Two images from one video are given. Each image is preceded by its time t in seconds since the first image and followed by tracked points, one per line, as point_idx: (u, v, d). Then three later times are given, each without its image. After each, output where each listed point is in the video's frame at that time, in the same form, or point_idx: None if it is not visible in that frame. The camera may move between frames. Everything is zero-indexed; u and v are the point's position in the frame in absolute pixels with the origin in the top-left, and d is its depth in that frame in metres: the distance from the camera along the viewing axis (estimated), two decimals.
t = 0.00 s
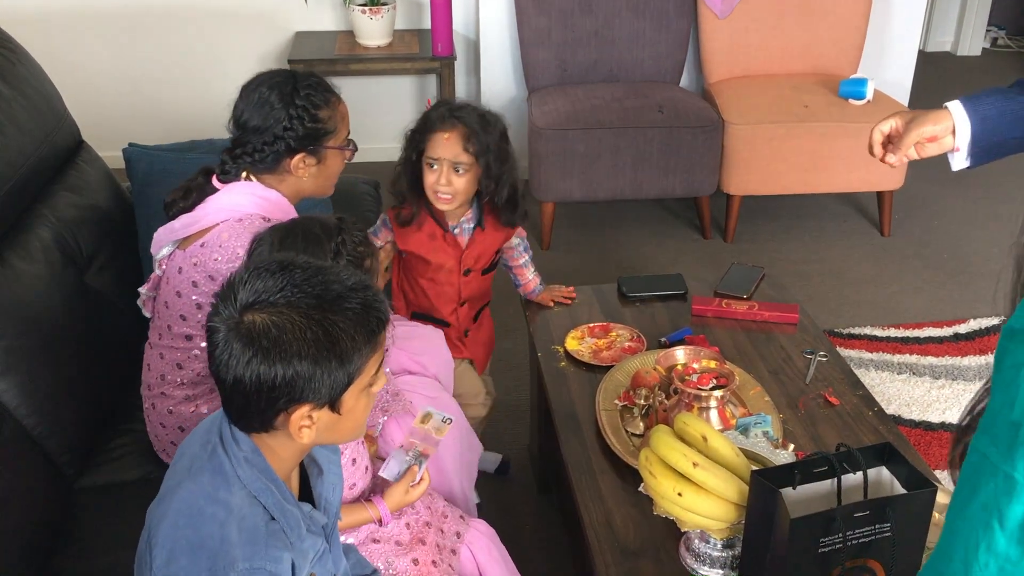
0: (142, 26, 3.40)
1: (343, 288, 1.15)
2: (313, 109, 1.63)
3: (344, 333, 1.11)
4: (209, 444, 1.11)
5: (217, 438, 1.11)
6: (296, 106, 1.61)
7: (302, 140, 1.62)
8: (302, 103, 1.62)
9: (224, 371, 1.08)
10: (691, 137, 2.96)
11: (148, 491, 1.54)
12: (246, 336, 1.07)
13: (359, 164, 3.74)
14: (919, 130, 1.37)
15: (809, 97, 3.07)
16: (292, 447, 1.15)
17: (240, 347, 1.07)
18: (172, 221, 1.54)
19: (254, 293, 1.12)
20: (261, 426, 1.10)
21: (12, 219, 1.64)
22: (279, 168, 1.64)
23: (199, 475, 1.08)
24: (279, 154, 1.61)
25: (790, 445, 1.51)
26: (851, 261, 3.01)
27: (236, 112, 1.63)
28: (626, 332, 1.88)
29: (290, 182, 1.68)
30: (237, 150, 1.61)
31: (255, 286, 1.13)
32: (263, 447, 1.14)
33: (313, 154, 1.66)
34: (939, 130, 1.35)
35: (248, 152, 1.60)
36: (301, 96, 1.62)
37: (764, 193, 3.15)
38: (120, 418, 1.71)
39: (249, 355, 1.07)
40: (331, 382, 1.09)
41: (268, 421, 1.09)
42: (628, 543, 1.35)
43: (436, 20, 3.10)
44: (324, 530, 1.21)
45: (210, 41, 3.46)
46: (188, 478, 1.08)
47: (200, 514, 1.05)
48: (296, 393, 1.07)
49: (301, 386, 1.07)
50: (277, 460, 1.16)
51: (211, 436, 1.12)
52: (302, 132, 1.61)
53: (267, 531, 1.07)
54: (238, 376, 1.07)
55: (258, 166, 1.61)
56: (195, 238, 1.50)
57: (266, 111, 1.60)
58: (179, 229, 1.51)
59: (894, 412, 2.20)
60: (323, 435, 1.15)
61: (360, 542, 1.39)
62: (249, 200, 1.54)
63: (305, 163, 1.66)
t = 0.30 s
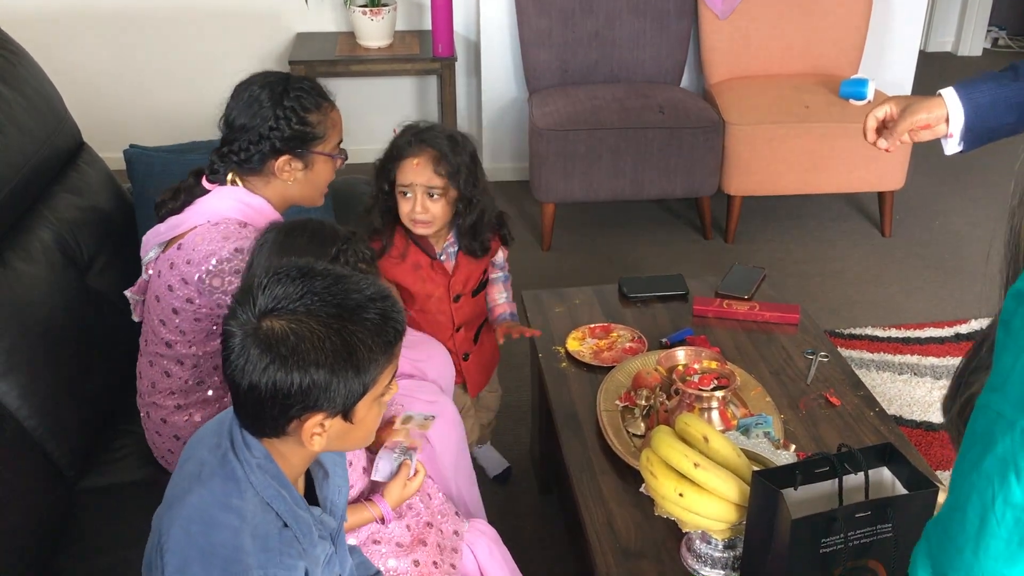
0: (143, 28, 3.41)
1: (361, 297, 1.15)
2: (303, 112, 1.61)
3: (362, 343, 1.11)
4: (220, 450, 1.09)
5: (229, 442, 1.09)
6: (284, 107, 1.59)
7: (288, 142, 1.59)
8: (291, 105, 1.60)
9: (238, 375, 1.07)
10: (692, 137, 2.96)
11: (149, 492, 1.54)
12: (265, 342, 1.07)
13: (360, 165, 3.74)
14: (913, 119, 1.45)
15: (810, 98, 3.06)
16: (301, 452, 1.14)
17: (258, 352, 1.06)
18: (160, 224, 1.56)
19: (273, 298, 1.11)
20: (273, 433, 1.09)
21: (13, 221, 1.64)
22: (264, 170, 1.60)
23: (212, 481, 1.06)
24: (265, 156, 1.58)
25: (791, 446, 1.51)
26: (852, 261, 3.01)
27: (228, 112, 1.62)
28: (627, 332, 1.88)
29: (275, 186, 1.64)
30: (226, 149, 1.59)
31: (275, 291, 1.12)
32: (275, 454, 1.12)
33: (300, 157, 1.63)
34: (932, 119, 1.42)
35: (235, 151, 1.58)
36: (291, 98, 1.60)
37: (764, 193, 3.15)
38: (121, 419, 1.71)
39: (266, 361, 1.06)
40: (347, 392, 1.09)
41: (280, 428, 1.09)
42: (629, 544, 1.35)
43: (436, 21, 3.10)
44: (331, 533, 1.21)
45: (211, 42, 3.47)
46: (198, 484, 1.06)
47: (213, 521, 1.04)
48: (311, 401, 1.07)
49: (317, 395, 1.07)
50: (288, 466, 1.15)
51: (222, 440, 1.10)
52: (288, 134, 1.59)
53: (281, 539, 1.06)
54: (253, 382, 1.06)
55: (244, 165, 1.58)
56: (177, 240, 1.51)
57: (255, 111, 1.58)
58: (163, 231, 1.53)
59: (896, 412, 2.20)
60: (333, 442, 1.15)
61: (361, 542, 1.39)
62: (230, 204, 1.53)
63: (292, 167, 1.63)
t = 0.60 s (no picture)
0: (144, 31, 3.41)
1: (365, 298, 1.15)
2: (277, 119, 1.58)
3: (367, 343, 1.11)
4: (221, 453, 1.09)
5: (230, 446, 1.09)
6: (258, 115, 1.57)
7: (260, 150, 1.56)
8: (265, 112, 1.57)
9: (243, 377, 1.07)
10: (693, 140, 2.96)
11: (150, 495, 1.54)
12: (270, 344, 1.06)
13: (361, 168, 3.74)
14: (856, 133, 1.54)
15: (812, 100, 3.06)
16: (304, 454, 1.14)
17: (263, 354, 1.06)
18: (141, 239, 1.56)
19: (277, 300, 1.11)
20: (275, 434, 1.09)
21: (15, 224, 1.64)
22: (239, 177, 1.58)
23: (214, 484, 1.06)
24: (238, 163, 1.56)
25: (793, 448, 1.51)
26: (854, 263, 3.01)
27: (206, 116, 1.61)
28: (629, 335, 1.88)
29: (250, 194, 1.62)
30: (201, 155, 1.58)
31: (278, 293, 1.12)
32: (276, 456, 1.13)
33: (274, 166, 1.59)
34: (874, 130, 1.54)
35: (209, 156, 1.56)
36: (266, 105, 1.58)
37: (766, 196, 3.15)
38: (123, 422, 1.71)
39: (271, 362, 1.06)
40: (351, 392, 1.09)
41: (284, 430, 1.08)
42: (631, 547, 1.35)
43: (437, 24, 3.10)
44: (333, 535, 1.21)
45: (212, 46, 3.47)
46: (200, 487, 1.06)
47: (216, 524, 1.03)
48: (316, 402, 1.07)
49: (322, 396, 1.07)
50: (290, 467, 1.15)
51: (223, 444, 1.10)
52: (262, 142, 1.55)
53: (284, 541, 1.06)
54: (258, 384, 1.06)
55: (218, 172, 1.56)
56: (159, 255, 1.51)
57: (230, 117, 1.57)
58: (144, 248, 1.52)
59: (898, 415, 2.20)
60: (336, 443, 1.15)
61: (361, 547, 1.41)
62: (209, 218, 1.53)
63: (266, 175, 1.60)
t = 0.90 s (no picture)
0: (145, 34, 3.42)
1: (367, 298, 1.15)
2: (279, 125, 1.58)
3: (370, 343, 1.11)
4: (222, 455, 1.09)
5: (230, 448, 1.09)
6: (262, 115, 1.56)
7: (253, 147, 1.54)
8: (270, 115, 1.57)
9: (246, 378, 1.07)
10: (694, 141, 2.96)
11: (151, 497, 1.54)
12: (274, 344, 1.06)
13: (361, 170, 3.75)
14: (771, 157, 1.63)
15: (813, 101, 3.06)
16: (306, 455, 1.14)
17: (267, 355, 1.06)
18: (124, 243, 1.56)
19: (279, 301, 1.11)
20: (278, 435, 1.09)
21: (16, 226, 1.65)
22: (221, 171, 1.56)
23: (215, 486, 1.06)
24: (226, 155, 1.54)
25: (795, 450, 1.50)
26: (855, 264, 3.01)
27: (205, 105, 1.59)
28: (630, 336, 1.88)
29: (229, 190, 1.58)
30: (191, 140, 1.55)
31: (280, 293, 1.12)
32: (278, 456, 1.13)
33: (260, 168, 1.57)
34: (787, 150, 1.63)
35: (198, 142, 1.54)
36: (273, 108, 1.57)
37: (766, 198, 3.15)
38: (124, 424, 1.71)
39: (275, 363, 1.06)
40: (355, 392, 1.09)
41: (288, 430, 1.09)
42: (632, 548, 1.35)
43: (438, 27, 3.10)
44: (335, 534, 1.21)
45: (213, 48, 3.48)
46: (202, 490, 1.06)
47: (217, 526, 1.03)
48: (320, 402, 1.07)
49: (326, 395, 1.07)
50: (292, 468, 1.15)
51: (223, 446, 1.10)
52: (256, 142, 1.54)
53: (286, 541, 1.06)
54: (262, 385, 1.06)
55: (204, 160, 1.54)
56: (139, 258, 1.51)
57: (233, 110, 1.55)
58: (125, 251, 1.53)
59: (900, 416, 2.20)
60: (338, 443, 1.15)
61: (361, 549, 1.40)
62: (188, 219, 1.52)
63: (248, 174, 1.57)
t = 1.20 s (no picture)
0: (145, 35, 3.42)
1: (366, 296, 1.15)
2: (275, 138, 1.57)
3: (371, 340, 1.11)
4: (218, 457, 1.09)
5: (228, 450, 1.09)
6: (260, 126, 1.55)
7: (246, 152, 1.54)
8: (269, 125, 1.56)
9: (248, 377, 1.06)
10: (693, 141, 2.96)
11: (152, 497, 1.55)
12: (276, 343, 1.06)
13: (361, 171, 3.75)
14: (720, 183, 1.71)
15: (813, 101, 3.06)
16: (305, 455, 1.14)
17: (269, 354, 1.06)
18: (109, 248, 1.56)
19: (280, 300, 1.11)
20: (279, 434, 1.09)
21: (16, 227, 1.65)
22: (206, 169, 1.55)
23: (212, 487, 1.06)
24: (215, 154, 1.53)
25: (794, 449, 1.50)
26: (855, 264, 3.01)
27: (201, 104, 1.58)
28: (630, 336, 1.88)
29: (212, 189, 1.57)
30: (184, 134, 1.55)
31: (280, 293, 1.11)
32: (276, 456, 1.13)
33: (246, 172, 1.56)
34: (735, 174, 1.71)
35: (191, 137, 1.54)
36: (272, 122, 1.57)
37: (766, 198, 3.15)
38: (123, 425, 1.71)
39: (278, 362, 1.06)
40: (356, 389, 1.10)
41: (289, 429, 1.09)
42: (632, 548, 1.35)
43: (438, 28, 3.10)
44: (333, 534, 1.21)
45: (213, 49, 3.48)
46: (200, 491, 1.06)
47: (216, 527, 1.03)
48: (322, 399, 1.07)
49: (328, 393, 1.07)
50: (290, 468, 1.15)
51: (220, 447, 1.10)
52: (250, 147, 1.54)
53: (284, 541, 1.07)
54: (265, 383, 1.06)
55: (194, 156, 1.54)
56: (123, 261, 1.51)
57: (233, 116, 1.55)
58: (110, 255, 1.53)
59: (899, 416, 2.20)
60: (338, 442, 1.15)
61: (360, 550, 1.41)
62: (170, 221, 1.51)
63: (233, 175, 1.56)
